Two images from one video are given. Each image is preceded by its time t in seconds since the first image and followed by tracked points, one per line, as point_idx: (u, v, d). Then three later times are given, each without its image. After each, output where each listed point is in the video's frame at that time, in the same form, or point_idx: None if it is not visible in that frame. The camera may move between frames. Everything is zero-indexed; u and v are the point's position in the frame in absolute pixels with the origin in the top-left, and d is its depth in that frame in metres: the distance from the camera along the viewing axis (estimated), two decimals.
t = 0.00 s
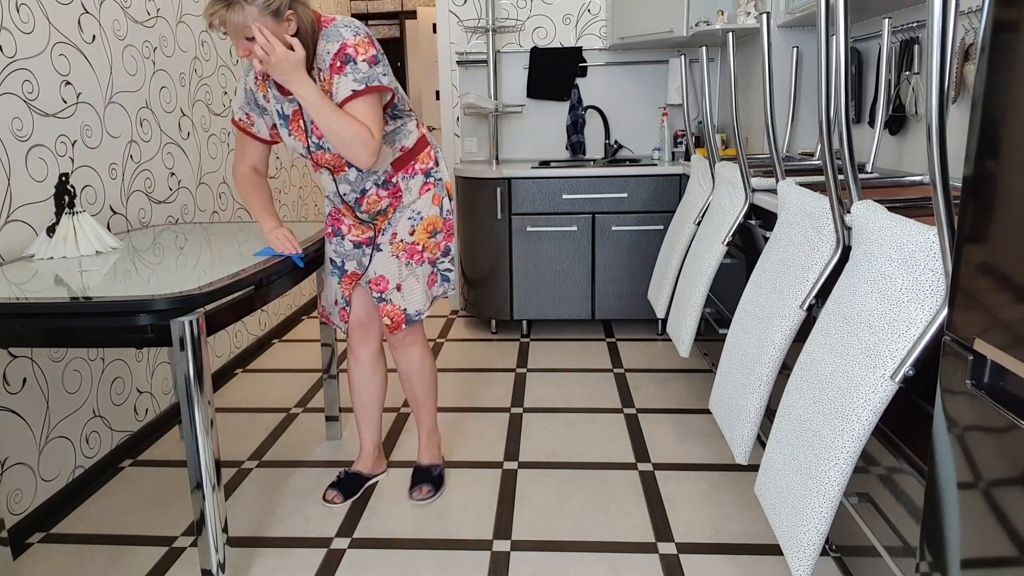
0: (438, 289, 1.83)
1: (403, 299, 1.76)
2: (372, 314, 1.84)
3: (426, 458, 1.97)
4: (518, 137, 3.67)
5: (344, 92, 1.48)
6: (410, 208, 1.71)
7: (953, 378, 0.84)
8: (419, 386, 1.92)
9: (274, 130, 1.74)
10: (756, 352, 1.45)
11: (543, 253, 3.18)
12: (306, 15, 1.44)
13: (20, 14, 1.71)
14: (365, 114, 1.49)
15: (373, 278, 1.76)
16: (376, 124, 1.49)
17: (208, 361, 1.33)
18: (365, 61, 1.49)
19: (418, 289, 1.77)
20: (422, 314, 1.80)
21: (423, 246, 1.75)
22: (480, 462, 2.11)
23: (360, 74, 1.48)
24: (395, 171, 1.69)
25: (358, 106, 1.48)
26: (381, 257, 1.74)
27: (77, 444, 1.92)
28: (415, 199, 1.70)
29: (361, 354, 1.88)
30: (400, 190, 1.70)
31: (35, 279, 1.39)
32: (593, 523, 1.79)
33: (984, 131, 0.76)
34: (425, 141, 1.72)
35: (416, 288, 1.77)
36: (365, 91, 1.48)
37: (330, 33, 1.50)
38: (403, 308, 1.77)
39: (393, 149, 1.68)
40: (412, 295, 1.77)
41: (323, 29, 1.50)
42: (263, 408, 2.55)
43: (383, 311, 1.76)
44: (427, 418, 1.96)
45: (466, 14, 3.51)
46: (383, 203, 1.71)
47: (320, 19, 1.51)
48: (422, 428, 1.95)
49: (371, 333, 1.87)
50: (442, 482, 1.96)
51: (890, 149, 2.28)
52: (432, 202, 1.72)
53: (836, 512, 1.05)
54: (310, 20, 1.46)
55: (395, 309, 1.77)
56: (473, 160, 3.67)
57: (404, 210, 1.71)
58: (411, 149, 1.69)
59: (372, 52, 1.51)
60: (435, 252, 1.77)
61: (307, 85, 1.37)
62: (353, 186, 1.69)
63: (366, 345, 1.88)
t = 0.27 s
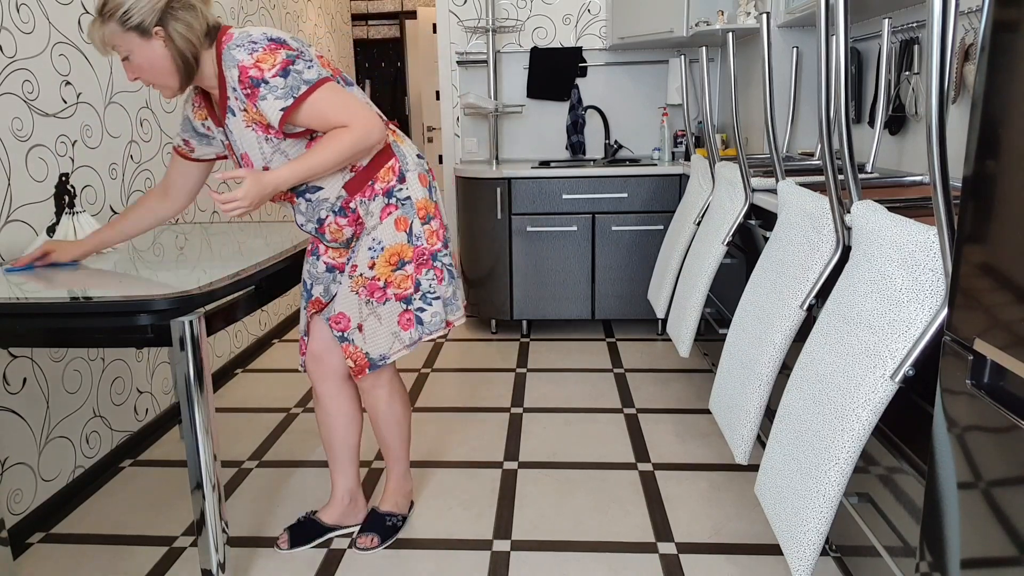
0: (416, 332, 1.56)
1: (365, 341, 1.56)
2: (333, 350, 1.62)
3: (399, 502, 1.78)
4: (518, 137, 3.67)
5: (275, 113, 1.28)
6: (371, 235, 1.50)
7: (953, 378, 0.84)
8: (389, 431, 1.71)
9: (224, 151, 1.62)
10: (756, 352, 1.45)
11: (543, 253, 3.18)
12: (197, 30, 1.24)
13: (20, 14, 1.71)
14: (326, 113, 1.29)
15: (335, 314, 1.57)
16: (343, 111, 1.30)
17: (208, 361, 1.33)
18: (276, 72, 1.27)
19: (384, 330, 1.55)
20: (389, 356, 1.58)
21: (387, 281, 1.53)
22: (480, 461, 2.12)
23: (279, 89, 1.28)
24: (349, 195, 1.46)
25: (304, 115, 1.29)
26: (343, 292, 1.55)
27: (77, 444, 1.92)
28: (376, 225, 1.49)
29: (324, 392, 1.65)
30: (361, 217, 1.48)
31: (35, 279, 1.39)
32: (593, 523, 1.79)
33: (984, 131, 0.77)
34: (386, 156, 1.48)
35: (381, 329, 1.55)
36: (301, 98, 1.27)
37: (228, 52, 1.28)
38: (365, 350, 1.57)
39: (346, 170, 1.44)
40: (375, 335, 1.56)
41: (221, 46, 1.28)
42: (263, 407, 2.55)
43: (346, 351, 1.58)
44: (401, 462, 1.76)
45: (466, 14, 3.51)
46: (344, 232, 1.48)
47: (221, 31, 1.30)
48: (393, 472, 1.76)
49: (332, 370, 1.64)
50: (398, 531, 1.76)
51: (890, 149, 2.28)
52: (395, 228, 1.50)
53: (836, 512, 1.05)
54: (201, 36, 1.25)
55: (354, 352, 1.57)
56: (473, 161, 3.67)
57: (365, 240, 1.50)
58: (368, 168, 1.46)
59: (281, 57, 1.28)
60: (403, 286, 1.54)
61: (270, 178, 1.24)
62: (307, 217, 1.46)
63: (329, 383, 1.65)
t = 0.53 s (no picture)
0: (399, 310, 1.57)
1: (352, 324, 1.53)
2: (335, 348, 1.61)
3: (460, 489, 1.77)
4: (518, 137, 3.67)
5: (233, 106, 1.26)
6: (350, 216, 1.48)
7: (953, 378, 0.84)
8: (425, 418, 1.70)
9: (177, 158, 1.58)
10: (756, 352, 1.45)
11: (543, 253, 3.18)
12: (140, 37, 1.21)
13: (19, 14, 1.71)
14: (284, 102, 1.28)
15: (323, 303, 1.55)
16: (301, 98, 1.29)
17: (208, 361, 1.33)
18: (227, 64, 1.26)
19: (369, 311, 1.53)
20: (376, 338, 1.56)
21: (368, 261, 1.51)
22: (480, 461, 2.12)
23: (233, 81, 1.26)
24: (324, 180, 1.46)
25: (262, 106, 1.28)
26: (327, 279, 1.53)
27: (77, 444, 1.92)
28: (354, 205, 1.48)
29: (328, 393, 1.65)
30: (339, 201, 1.48)
31: (34, 279, 1.39)
32: (593, 523, 1.79)
33: (984, 132, 0.77)
34: (355, 135, 1.47)
35: (367, 310, 1.54)
36: (257, 88, 1.26)
37: (174, 54, 1.26)
38: (352, 335, 1.54)
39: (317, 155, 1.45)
40: (361, 317, 1.53)
41: (168, 51, 1.26)
42: (263, 408, 2.55)
43: (337, 339, 1.55)
44: (451, 446, 1.76)
45: (466, 14, 3.51)
46: (325, 221, 1.49)
47: (165, 37, 1.28)
48: (446, 458, 1.76)
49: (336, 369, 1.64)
50: (467, 518, 1.76)
51: (890, 149, 2.28)
52: (371, 206, 1.48)
53: (836, 512, 1.05)
54: (144, 42, 1.22)
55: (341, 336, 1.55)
56: (473, 161, 3.67)
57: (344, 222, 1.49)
58: (336, 149, 1.45)
59: (229, 50, 1.27)
60: (385, 263, 1.52)
61: (239, 180, 1.23)
62: (284, 213, 1.48)
63: (333, 383, 1.64)
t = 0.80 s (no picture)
0: (412, 314, 1.56)
1: (364, 329, 1.54)
2: (337, 349, 1.61)
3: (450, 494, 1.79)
4: (518, 137, 3.67)
5: (253, 100, 1.26)
6: (360, 220, 1.48)
7: (953, 378, 0.84)
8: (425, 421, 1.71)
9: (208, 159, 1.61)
10: (756, 352, 1.45)
11: (543, 253, 3.18)
12: (155, 24, 1.21)
13: (19, 14, 1.71)
14: (303, 100, 1.29)
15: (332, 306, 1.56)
16: (321, 97, 1.29)
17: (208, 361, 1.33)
18: (250, 58, 1.26)
19: (380, 315, 1.54)
20: (388, 342, 1.57)
21: (380, 266, 1.51)
22: (480, 462, 2.12)
23: (255, 75, 1.26)
24: (335, 182, 1.45)
25: (281, 102, 1.28)
26: (337, 282, 1.53)
27: (77, 444, 1.92)
28: (364, 210, 1.48)
29: (330, 393, 1.64)
30: (348, 204, 1.48)
31: (35, 279, 1.39)
32: (593, 523, 1.79)
33: (984, 132, 0.77)
34: (368, 139, 1.47)
35: (378, 315, 1.54)
36: (278, 84, 1.26)
37: (197, 45, 1.26)
38: (364, 339, 1.55)
39: (329, 157, 1.44)
40: (373, 322, 1.54)
41: (189, 43, 1.26)
42: (263, 408, 2.55)
43: (347, 342, 1.56)
44: (445, 450, 1.77)
45: (466, 14, 3.51)
46: (333, 222, 1.48)
47: (186, 29, 1.28)
48: (441, 463, 1.76)
49: (338, 370, 1.63)
50: (453, 523, 1.76)
51: (890, 149, 2.28)
52: (383, 211, 1.48)
53: (836, 512, 1.05)
54: (161, 31, 1.22)
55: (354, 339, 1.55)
56: (473, 161, 3.67)
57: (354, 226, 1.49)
58: (350, 152, 1.45)
59: (253, 44, 1.27)
60: (397, 268, 1.53)
61: (253, 174, 1.27)
62: (293, 211, 1.47)
63: (335, 384, 1.63)
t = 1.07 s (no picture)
0: (428, 322, 1.58)
1: (381, 335, 1.54)
2: (348, 350, 1.61)
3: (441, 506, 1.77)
4: (518, 137, 3.67)
5: (286, 98, 1.27)
6: (381, 226, 1.48)
7: (953, 378, 0.84)
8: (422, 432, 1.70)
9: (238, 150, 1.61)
10: (756, 352, 1.45)
11: (543, 253, 3.18)
12: (186, 13, 1.22)
13: (19, 14, 1.71)
14: (336, 102, 1.30)
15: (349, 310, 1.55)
16: (355, 101, 1.31)
17: (208, 361, 1.33)
18: (287, 56, 1.27)
19: (399, 323, 1.55)
20: (404, 350, 1.57)
21: (400, 273, 1.52)
22: (480, 461, 2.12)
23: (290, 73, 1.27)
24: (357, 186, 1.45)
25: (315, 101, 1.29)
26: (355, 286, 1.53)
27: (77, 444, 1.92)
28: (385, 216, 1.47)
29: (338, 393, 1.65)
30: (369, 208, 1.47)
31: (35, 279, 1.39)
32: (593, 523, 1.79)
33: (984, 132, 0.77)
34: (394, 146, 1.47)
35: (396, 322, 1.55)
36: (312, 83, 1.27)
37: (235, 39, 1.27)
38: (381, 346, 1.55)
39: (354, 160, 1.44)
40: (390, 330, 1.54)
41: (226, 35, 1.27)
42: (264, 407, 2.55)
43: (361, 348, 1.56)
44: (440, 463, 1.75)
45: (466, 14, 3.51)
46: (352, 224, 1.48)
47: (225, 21, 1.30)
48: (434, 474, 1.74)
49: (348, 371, 1.64)
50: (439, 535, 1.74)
51: (890, 149, 2.28)
52: (405, 219, 1.48)
53: (836, 512, 1.05)
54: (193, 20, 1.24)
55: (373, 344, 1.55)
56: (473, 161, 3.67)
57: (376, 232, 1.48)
58: (376, 157, 1.45)
59: (290, 41, 1.28)
60: (416, 276, 1.53)
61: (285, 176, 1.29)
62: (313, 210, 1.47)
63: (344, 385, 1.64)
